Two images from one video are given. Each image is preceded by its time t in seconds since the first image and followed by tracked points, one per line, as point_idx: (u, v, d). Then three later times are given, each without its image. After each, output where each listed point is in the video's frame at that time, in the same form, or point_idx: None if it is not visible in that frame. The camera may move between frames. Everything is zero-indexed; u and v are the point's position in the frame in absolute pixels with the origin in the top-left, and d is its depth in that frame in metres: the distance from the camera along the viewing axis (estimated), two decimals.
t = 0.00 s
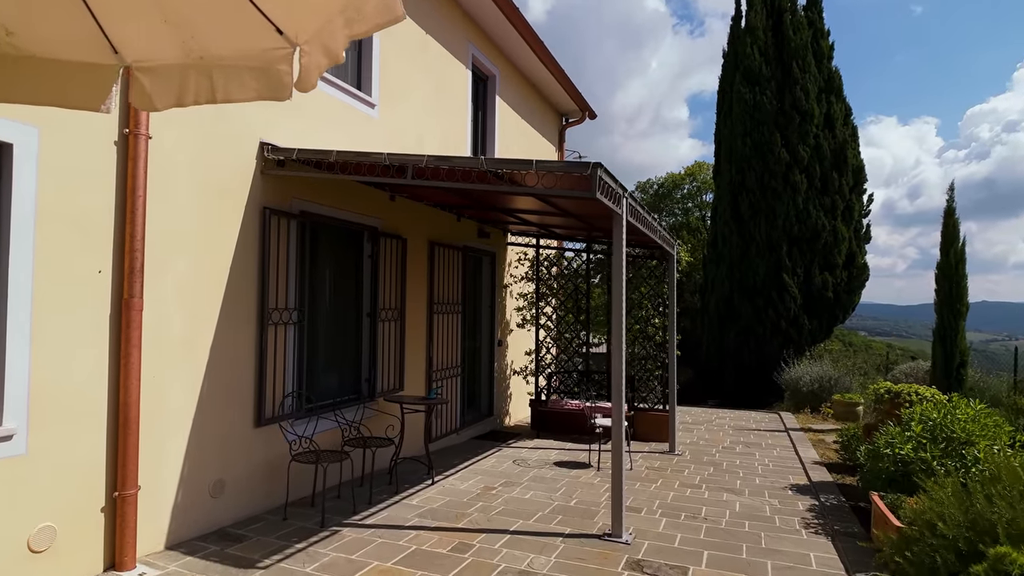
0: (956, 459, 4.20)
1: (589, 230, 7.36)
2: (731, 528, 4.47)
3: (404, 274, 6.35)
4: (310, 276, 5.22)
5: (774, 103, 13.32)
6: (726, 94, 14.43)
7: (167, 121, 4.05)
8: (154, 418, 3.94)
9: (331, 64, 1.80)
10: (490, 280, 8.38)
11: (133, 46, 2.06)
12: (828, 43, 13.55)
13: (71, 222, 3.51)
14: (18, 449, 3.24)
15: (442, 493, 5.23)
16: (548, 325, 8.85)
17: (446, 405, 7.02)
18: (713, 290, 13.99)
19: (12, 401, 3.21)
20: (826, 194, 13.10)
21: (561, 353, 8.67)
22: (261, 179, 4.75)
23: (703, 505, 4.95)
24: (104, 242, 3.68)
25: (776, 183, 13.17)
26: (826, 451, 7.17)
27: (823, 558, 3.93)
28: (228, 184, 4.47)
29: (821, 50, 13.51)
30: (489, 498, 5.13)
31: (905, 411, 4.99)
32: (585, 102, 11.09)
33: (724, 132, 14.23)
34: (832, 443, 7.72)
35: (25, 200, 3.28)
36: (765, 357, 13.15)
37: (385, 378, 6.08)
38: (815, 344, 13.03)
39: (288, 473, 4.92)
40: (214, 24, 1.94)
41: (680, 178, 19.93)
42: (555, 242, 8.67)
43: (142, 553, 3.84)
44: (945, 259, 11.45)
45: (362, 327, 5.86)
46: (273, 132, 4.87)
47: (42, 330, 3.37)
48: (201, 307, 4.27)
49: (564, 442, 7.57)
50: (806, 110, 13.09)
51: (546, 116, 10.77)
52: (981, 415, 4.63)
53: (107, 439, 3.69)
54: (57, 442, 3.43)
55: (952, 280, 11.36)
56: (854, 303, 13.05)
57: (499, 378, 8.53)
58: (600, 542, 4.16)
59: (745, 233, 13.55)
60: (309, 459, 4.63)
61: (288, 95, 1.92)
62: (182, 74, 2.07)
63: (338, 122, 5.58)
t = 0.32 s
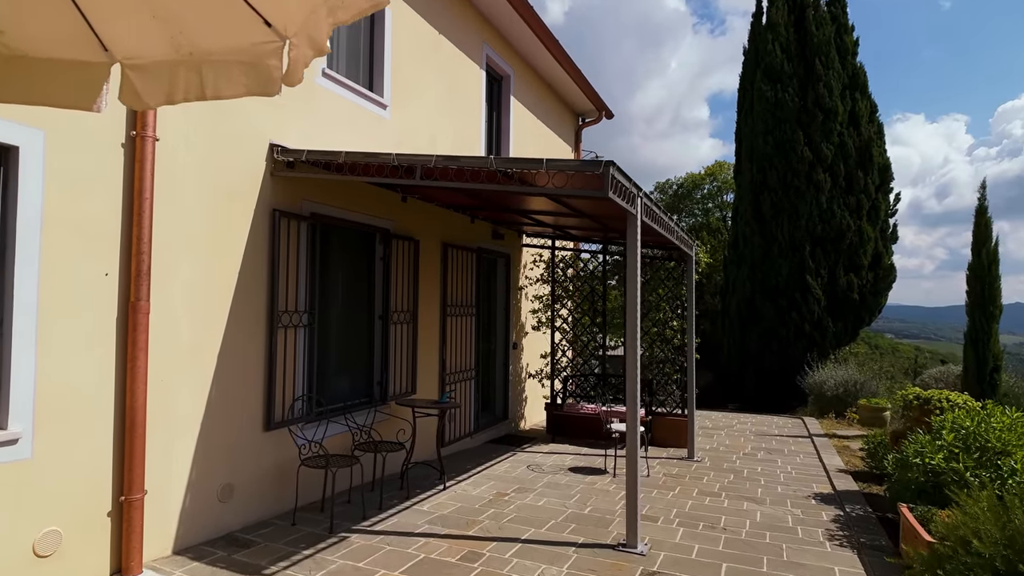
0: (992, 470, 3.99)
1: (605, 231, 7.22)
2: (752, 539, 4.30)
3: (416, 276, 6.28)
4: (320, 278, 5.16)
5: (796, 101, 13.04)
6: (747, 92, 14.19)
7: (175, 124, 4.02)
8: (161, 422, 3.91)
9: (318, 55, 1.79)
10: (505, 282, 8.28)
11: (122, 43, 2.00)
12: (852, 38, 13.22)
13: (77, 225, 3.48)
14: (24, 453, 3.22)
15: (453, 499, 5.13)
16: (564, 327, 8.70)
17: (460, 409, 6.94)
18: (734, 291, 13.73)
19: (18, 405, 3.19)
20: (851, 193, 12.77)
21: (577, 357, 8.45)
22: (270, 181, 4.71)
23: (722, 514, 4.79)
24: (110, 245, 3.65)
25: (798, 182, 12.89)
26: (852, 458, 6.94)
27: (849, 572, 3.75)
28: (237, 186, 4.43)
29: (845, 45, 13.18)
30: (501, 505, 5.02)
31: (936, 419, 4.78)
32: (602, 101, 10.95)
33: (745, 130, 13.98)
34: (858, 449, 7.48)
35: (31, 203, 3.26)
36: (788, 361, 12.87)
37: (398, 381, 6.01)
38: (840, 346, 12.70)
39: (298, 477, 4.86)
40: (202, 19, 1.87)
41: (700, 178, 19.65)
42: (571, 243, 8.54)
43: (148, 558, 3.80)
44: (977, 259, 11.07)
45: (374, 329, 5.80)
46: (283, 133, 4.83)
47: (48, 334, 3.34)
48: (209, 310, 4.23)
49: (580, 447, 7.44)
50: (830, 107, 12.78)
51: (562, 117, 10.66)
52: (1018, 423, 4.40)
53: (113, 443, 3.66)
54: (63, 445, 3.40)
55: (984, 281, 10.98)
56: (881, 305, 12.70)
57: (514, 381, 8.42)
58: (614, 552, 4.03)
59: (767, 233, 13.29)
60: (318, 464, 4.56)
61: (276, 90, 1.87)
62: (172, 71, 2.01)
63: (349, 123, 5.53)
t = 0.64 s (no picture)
0: None
1: (624, 232, 7.07)
2: (777, 552, 4.13)
3: (431, 279, 6.20)
4: (333, 281, 5.11)
5: (820, 99, 12.75)
6: (769, 91, 13.92)
7: (185, 125, 3.98)
8: (172, 427, 3.87)
9: (311, 42, 1.73)
10: (521, 285, 8.18)
11: (117, 36, 1.93)
12: (878, 34, 12.89)
13: (85, 226, 3.45)
14: (33, 456, 3.18)
15: (467, 506, 5.03)
16: (581, 331, 8.58)
17: (475, 414, 6.84)
18: (757, 294, 13.47)
19: (26, 408, 3.16)
20: (879, 192, 12.42)
21: (595, 360, 8.38)
22: (282, 183, 4.66)
23: (745, 525, 4.62)
24: (121, 247, 3.62)
25: (823, 182, 12.59)
26: (881, 467, 6.68)
27: None
28: (248, 188, 4.38)
29: (871, 41, 12.85)
30: (516, 513, 4.90)
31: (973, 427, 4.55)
32: (621, 101, 10.80)
33: (768, 129, 13.72)
34: (887, 458, 7.21)
35: (40, 204, 3.23)
36: (813, 365, 12.56)
37: (412, 385, 5.93)
38: (867, 351, 12.35)
39: (309, 482, 4.80)
40: (195, 8, 1.80)
41: (721, 179, 19.37)
42: (588, 245, 8.41)
43: (157, 563, 3.75)
44: (1013, 261, 10.68)
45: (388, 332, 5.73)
46: (295, 135, 4.78)
47: (56, 337, 3.30)
48: (219, 312, 4.18)
49: (598, 453, 7.30)
50: (855, 105, 12.46)
51: (579, 117, 10.54)
52: None
53: (122, 446, 3.61)
54: (72, 450, 3.36)
55: (1020, 283, 10.58)
56: (910, 308, 12.32)
57: (530, 385, 8.31)
58: (632, 564, 3.88)
59: (790, 235, 13.01)
60: (329, 470, 4.49)
61: (272, 83, 1.81)
62: (167, 65, 1.93)
63: (363, 124, 5.47)
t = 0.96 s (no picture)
0: None
1: (644, 234, 6.90)
2: (807, 569, 3.92)
3: (446, 283, 6.09)
4: (345, 286, 5.01)
5: (846, 97, 12.45)
6: (793, 90, 13.64)
7: (195, 128, 3.92)
8: (180, 435, 3.79)
9: (303, 27, 1.70)
10: (538, 289, 8.05)
11: (109, 30, 1.85)
12: (906, 30, 12.55)
13: (93, 230, 3.39)
14: (38, 464, 3.11)
15: (482, 516, 4.89)
16: (600, 336, 8.40)
17: (491, 420, 6.72)
18: (781, 298, 13.17)
19: (32, 415, 3.10)
20: (908, 193, 12.07)
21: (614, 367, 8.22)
22: (294, 186, 4.58)
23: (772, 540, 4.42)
24: (129, 252, 3.56)
25: (850, 183, 12.26)
26: (915, 479, 6.40)
27: None
28: (259, 191, 4.31)
29: (899, 38, 12.51)
30: (533, 524, 4.74)
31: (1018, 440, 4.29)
32: (640, 102, 10.64)
33: (791, 129, 13.44)
34: (921, 469, 6.91)
35: (47, 208, 3.18)
36: (840, 371, 12.23)
37: (426, 391, 5.82)
38: (897, 357, 11.98)
39: (321, 490, 4.70)
40: None
41: (743, 181, 19.06)
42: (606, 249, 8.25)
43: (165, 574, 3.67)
44: None
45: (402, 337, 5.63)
46: (307, 137, 4.70)
47: (63, 342, 3.24)
48: (229, 317, 4.10)
49: (618, 462, 7.12)
50: (883, 103, 12.13)
51: (598, 119, 10.40)
52: None
53: (130, 454, 3.54)
54: (78, 458, 3.29)
55: None
56: (942, 313, 11.91)
57: (548, 392, 8.16)
58: None
59: (816, 237, 12.71)
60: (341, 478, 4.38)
61: (265, 74, 1.75)
62: (160, 59, 1.84)
63: (377, 126, 5.38)
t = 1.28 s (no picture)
0: None
1: (665, 238, 6.71)
2: None
3: (462, 288, 5.96)
4: (359, 291, 4.91)
5: (872, 97, 12.13)
6: (817, 90, 13.35)
7: (205, 131, 3.83)
8: (187, 445, 3.69)
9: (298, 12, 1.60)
10: (556, 293, 7.89)
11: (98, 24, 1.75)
12: (935, 27, 12.19)
13: (100, 235, 3.31)
14: (42, 475, 3.03)
15: (498, 529, 4.73)
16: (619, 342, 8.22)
17: (507, 428, 6.57)
18: (806, 303, 12.86)
19: (35, 425, 3.02)
20: (938, 194, 11.71)
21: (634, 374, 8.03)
22: (307, 190, 4.49)
23: (802, 558, 4.20)
24: (136, 258, 3.47)
25: (877, 184, 11.93)
26: (953, 493, 6.11)
27: None
28: (271, 196, 4.22)
29: (928, 35, 12.16)
30: (551, 538, 4.57)
31: None
32: (660, 103, 10.46)
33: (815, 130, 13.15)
34: (958, 482, 6.61)
35: (52, 212, 3.10)
36: (868, 378, 11.88)
37: (441, 399, 5.69)
38: (928, 364, 11.60)
39: (333, 501, 4.58)
40: None
41: (765, 184, 18.74)
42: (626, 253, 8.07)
43: None
44: None
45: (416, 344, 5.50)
46: (319, 139, 4.61)
47: (67, 350, 3.16)
48: (239, 325, 4.00)
49: (638, 472, 6.92)
50: (912, 102, 11.79)
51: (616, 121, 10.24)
52: None
53: (137, 465, 3.45)
54: (83, 469, 3.21)
55: None
56: (975, 318, 11.51)
57: (566, 399, 7.99)
58: None
59: (842, 240, 12.39)
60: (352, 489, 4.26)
61: (256, 67, 1.65)
62: (151, 53, 1.74)
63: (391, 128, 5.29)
